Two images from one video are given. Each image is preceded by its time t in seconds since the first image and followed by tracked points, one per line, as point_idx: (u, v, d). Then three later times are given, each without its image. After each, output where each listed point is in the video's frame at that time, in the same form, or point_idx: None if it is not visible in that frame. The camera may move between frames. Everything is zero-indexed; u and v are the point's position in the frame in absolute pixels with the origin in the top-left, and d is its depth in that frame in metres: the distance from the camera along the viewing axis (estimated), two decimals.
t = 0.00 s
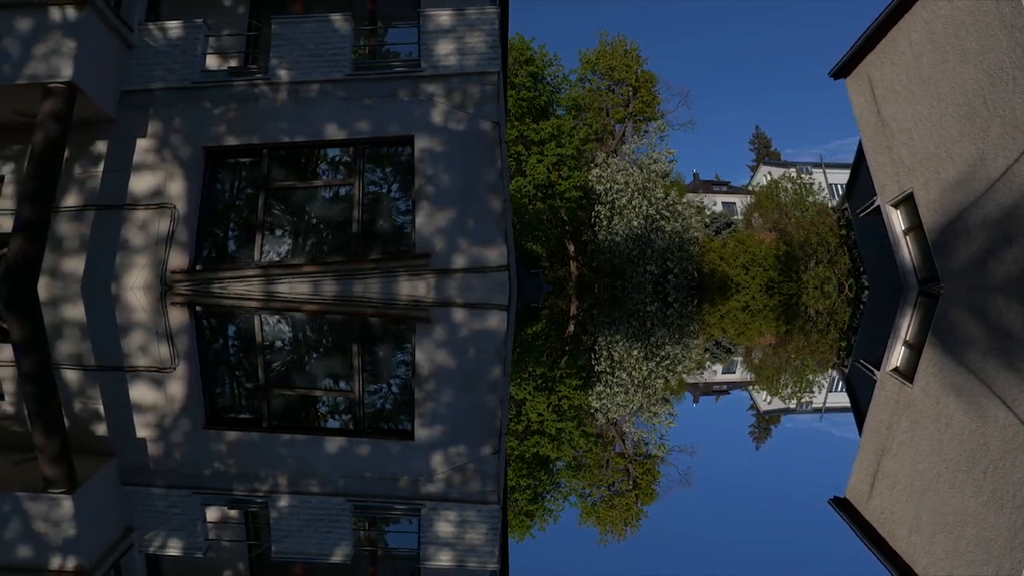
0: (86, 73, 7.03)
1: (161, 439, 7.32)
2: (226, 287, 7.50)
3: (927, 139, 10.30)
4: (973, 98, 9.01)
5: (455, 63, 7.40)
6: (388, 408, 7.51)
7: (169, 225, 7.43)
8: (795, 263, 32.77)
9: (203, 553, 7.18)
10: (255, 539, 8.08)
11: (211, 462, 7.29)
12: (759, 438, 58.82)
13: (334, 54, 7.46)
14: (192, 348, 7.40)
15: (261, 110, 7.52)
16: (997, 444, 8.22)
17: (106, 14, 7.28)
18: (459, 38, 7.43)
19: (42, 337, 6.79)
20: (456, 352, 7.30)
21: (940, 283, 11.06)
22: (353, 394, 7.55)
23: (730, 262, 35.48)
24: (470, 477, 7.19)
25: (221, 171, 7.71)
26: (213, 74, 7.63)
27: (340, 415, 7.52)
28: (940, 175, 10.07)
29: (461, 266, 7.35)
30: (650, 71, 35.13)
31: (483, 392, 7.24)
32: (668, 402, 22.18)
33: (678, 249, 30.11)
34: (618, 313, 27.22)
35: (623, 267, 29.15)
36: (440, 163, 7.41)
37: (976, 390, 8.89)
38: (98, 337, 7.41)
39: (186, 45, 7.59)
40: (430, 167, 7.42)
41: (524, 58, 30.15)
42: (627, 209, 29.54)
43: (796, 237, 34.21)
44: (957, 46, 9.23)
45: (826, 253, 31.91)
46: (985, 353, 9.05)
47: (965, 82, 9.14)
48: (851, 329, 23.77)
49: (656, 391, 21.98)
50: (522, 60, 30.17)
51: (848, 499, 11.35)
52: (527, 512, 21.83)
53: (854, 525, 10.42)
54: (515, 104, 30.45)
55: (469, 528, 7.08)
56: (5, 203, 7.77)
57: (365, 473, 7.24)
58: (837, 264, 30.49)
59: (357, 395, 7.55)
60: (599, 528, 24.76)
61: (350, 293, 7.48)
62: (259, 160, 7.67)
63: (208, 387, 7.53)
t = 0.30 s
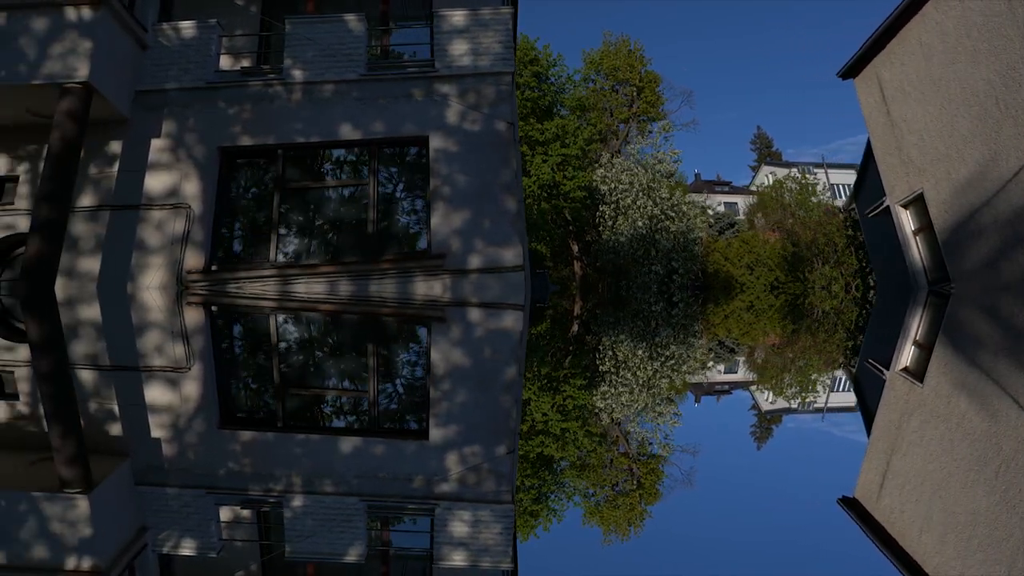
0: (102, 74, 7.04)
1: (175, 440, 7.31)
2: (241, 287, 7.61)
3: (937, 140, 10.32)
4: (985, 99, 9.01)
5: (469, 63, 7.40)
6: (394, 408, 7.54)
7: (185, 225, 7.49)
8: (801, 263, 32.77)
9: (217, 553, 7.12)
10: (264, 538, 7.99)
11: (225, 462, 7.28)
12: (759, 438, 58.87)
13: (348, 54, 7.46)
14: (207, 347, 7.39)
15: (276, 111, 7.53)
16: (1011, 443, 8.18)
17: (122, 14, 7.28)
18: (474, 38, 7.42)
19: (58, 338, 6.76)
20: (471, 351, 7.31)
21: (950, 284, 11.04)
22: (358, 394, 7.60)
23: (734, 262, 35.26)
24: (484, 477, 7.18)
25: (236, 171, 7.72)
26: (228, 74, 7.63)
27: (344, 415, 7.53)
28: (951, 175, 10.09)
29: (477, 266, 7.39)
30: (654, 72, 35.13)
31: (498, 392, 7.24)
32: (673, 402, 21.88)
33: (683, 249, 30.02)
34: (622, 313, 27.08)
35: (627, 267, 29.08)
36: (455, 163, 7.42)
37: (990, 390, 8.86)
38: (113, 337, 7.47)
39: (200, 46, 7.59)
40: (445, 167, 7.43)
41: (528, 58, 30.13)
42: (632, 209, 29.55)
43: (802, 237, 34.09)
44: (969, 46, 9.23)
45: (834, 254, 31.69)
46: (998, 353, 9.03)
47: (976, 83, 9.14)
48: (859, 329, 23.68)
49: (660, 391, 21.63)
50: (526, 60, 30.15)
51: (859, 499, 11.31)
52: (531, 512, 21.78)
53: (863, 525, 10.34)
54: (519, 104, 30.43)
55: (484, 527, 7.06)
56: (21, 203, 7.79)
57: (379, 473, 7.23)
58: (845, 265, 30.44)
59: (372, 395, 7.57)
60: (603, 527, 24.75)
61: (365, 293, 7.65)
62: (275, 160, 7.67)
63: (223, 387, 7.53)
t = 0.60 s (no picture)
0: (113, 73, 7.03)
1: (187, 440, 7.32)
2: (254, 287, 7.50)
3: (945, 140, 10.33)
4: (994, 98, 9.01)
5: (480, 63, 7.41)
6: (399, 408, 7.57)
7: (197, 225, 7.46)
8: (808, 263, 32.59)
9: (228, 553, 7.20)
10: (274, 538, 7.65)
11: (237, 462, 7.30)
12: (760, 438, 58.90)
13: (360, 55, 7.46)
14: (219, 348, 7.40)
15: (287, 111, 7.53)
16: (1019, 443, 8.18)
17: (133, 14, 7.27)
18: (485, 38, 7.42)
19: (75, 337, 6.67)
20: (484, 351, 7.34)
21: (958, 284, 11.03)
22: (361, 393, 7.61)
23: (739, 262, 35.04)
24: (495, 476, 7.20)
25: (248, 171, 7.73)
26: (239, 74, 7.63)
27: (349, 415, 7.54)
28: (960, 175, 10.09)
29: (489, 266, 7.36)
30: (657, 71, 35.15)
31: (510, 392, 7.28)
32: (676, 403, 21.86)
33: (687, 249, 29.97)
34: (626, 314, 27.01)
35: (631, 268, 29.11)
36: (468, 163, 7.43)
37: (998, 390, 8.86)
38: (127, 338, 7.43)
39: (211, 46, 7.59)
40: (457, 167, 7.44)
41: (532, 58, 30.20)
42: (636, 209, 29.42)
43: (808, 237, 33.94)
44: (978, 46, 9.24)
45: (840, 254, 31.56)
46: (1006, 353, 9.02)
47: (985, 83, 9.15)
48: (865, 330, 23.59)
49: (663, 391, 21.59)
50: (530, 60, 30.23)
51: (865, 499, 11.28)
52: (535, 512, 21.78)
53: (869, 524, 10.38)
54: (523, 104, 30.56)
55: (495, 527, 7.09)
56: (32, 203, 7.78)
57: (390, 473, 7.25)
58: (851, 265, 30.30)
59: (386, 395, 7.59)
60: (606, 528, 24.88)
61: (379, 292, 7.49)
62: (287, 161, 7.69)
63: (235, 388, 7.55)
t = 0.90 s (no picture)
0: (129, 74, 7.04)
1: (202, 440, 7.33)
2: (270, 287, 7.51)
3: (956, 141, 10.35)
4: (1005, 98, 9.02)
5: (495, 64, 7.42)
6: (414, 408, 7.58)
7: (212, 225, 7.48)
8: (815, 263, 32.49)
9: (242, 553, 7.15)
10: (287, 537, 7.69)
11: (252, 462, 7.30)
12: (763, 438, 58.93)
13: (374, 56, 7.47)
14: (235, 349, 7.43)
15: (302, 111, 7.55)
16: None
17: (149, 14, 7.27)
18: (499, 38, 7.43)
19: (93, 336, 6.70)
20: (500, 350, 7.36)
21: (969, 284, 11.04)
22: (365, 393, 7.61)
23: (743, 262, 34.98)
24: (510, 476, 7.19)
25: (263, 171, 7.74)
26: (253, 75, 7.64)
27: (354, 415, 7.55)
28: (971, 176, 10.10)
29: (506, 267, 7.38)
30: (661, 72, 35.18)
31: (526, 392, 7.29)
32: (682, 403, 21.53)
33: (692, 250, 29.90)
34: (630, 314, 26.91)
35: (636, 268, 28.95)
36: (483, 163, 7.45)
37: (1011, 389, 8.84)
38: (143, 338, 7.48)
39: (225, 46, 7.60)
40: (473, 168, 7.46)
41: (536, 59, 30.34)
42: (641, 209, 29.34)
43: (815, 237, 33.81)
44: (990, 47, 9.26)
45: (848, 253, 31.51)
46: (1018, 352, 9.02)
47: (996, 82, 9.17)
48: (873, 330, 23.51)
49: (669, 391, 21.36)
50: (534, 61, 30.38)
51: (874, 498, 11.27)
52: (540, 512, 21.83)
53: (878, 524, 10.36)
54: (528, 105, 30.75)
55: (509, 526, 7.09)
56: (47, 203, 7.79)
57: (405, 473, 7.25)
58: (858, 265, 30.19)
59: (401, 395, 7.58)
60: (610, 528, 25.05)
61: (396, 292, 7.53)
62: (302, 161, 7.70)
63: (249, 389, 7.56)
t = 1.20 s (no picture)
0: (146, 73, 7.04)
1: (217, 440, 7.33)
2: (288, 288, 7.57)
3: (968, 141, 10.34)
4: (1017, 98, 9.01)
5: (509, 64, 7.41)
6: (428, 408, 7.59)
7: (229, 224, 7.53)
8: (822, 262, 32.42)
9: (257, 553, 7.12)
10: (301, 537, 7.52)
11: (267, 462, 7.29)
12: (766, 438, 58.95)
13: (389, 56, 7.47)
14: (252, 350, 7.47)
15: (318, 111, 7.56)
16: None
17: (164, 14, 7.26)
18: (513, 38, 7.41)
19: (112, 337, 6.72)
20: (516, 350, 7.40)
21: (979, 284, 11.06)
22: (371, 393, 7.64)
23: (748, 262, 34.41)
24: (525, 475, 7.19)
25: (280, 169, 7.74)
26: (268, 75, 7.64)
27: (359, 415, 7.57)
28: (983, 176, 10.09)
29: (524, 266, 7.45)
30: (666, 71, 35.18)
31: (542, 392, 7.29)
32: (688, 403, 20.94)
33: (697, 249, 29.67)
34: (636, 313, 26.59)
35: (640, 267, 28.84)
36: (499, 163, 7.48)
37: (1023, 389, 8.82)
38: (159, 338, 7.51)
39: (240, 46, 7.59)
40: (489, 168, 7.49)
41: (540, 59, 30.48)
42: (646, 208, 29.38)
43: (823, 237, 33.70)
44: (1002, 47, 9.26)
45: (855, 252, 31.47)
46: None
47: (1009, 82, 9.16)
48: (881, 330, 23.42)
49: (675, 391, 20.82)
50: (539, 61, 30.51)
51: (883, 497, 11.28)
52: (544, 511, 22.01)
53: (888, 524, 10.40)
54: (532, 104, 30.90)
55: (523, 527, 7.06)
56: (64, 204, 7.80)
57: (420, 473, 7.24)
58: (865, 264, 30.10)
59: (416, 395, 7.61)
60: (615, 528, 25.13)
61: (413, 292, 7.64)
62: (318, 161, 7.71)
63: (264, 390, 7.56)
